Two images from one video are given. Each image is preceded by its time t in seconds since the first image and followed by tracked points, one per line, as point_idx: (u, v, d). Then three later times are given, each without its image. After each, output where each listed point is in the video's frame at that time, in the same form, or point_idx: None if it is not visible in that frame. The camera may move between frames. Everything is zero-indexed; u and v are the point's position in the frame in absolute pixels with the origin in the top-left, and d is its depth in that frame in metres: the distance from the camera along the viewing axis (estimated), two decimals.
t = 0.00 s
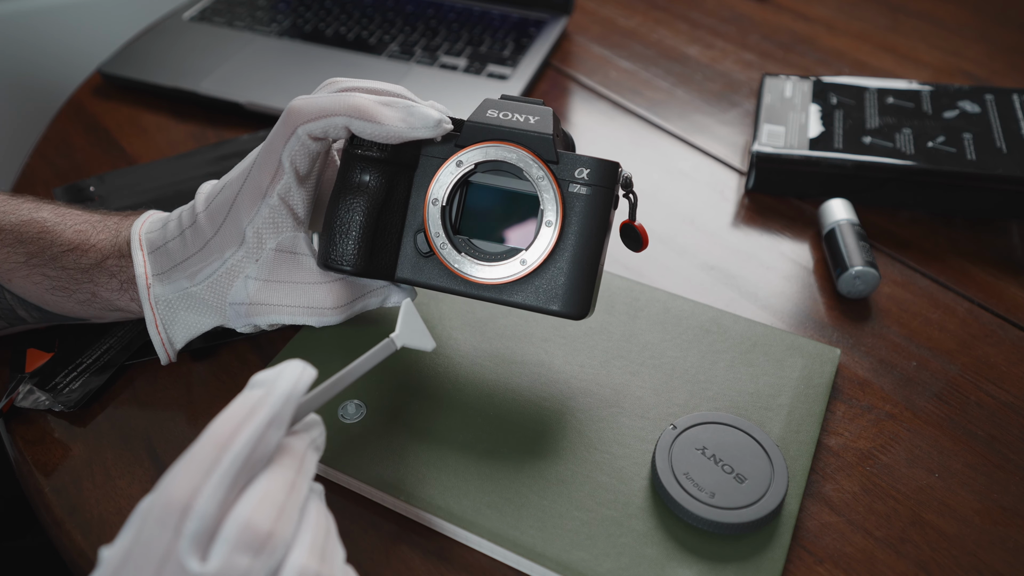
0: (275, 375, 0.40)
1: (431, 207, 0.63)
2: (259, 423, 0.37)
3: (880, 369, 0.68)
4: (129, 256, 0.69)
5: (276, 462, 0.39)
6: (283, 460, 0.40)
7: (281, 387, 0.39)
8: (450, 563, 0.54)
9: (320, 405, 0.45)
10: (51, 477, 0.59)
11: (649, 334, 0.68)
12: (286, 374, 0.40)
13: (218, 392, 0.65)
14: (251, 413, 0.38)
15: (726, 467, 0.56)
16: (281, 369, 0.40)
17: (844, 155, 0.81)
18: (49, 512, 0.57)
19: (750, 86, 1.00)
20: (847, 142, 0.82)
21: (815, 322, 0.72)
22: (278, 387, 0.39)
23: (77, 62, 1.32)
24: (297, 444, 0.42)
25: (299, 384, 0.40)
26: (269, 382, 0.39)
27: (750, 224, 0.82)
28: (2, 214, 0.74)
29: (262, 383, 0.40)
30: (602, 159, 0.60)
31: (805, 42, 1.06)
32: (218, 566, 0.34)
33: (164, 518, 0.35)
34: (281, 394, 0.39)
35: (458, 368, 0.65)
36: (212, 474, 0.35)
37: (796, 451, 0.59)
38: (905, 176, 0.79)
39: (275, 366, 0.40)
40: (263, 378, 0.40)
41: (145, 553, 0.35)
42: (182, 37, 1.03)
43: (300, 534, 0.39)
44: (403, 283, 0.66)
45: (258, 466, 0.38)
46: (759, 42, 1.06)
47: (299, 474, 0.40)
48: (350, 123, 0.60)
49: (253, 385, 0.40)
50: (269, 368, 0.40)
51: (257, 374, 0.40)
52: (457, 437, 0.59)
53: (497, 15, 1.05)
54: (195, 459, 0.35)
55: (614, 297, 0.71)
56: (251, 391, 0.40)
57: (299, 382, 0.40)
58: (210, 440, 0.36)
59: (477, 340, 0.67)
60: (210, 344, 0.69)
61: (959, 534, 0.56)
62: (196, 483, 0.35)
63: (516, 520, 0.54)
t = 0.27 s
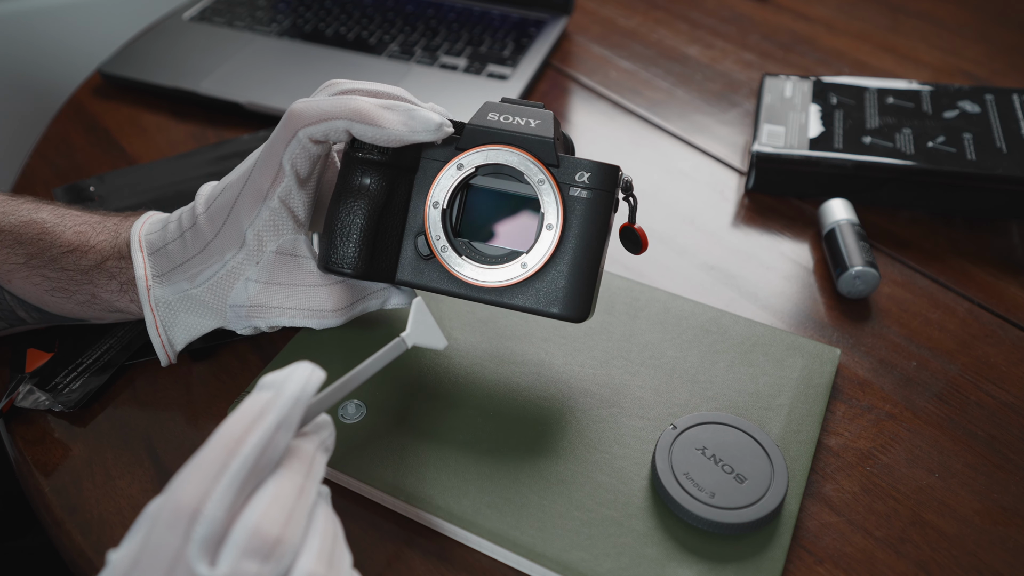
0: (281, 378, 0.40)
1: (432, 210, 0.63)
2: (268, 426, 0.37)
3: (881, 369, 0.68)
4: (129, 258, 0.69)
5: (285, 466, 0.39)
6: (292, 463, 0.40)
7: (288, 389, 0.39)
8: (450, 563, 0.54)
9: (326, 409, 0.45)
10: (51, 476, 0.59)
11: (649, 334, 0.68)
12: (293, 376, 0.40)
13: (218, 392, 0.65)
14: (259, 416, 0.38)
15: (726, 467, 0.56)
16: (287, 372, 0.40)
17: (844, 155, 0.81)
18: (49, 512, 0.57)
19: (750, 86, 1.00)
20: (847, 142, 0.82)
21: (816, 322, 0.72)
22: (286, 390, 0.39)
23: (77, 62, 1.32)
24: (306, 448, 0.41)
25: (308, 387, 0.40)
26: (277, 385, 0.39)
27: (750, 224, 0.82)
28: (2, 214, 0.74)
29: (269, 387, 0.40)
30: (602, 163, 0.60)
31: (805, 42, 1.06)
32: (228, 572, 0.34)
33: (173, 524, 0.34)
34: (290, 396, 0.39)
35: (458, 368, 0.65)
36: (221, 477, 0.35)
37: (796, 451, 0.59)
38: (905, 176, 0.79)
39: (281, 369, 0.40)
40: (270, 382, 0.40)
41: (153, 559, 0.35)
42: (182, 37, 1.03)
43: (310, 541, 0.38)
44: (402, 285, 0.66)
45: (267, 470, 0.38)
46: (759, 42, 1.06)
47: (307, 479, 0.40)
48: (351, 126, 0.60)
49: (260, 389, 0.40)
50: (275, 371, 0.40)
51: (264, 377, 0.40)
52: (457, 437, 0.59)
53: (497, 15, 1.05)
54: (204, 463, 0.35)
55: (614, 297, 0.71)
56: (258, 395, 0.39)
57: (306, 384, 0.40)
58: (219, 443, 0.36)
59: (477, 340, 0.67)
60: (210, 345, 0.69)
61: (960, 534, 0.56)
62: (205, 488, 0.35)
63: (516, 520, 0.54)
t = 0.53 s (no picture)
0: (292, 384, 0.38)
1: (422, 191, 0.63)
2: (279, 436, 0.36)
3: (881, 369, 0.68)
4: (128, 245, 0.70)
5: (294, 472, 0.39)
6: (302, 470, 0.39)
7: (299, 398, 0.38)
8: (450, 563, 0.54)
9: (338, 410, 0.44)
10: (51, 477, 0.59)
11: (649, 334, 0.68)
12: (305, 384, 0.38)
13: (218, 392, 0.65)
14: (268, 425, 0.37)
15: (726, 467, 0.56)
16: (299, 377, 0.39)
17: (844, 155, 0.81)
18: (49, 512, 0.57)
19: (750, 86, 1.00)
20: (847, 142, 0.82)
21: (816, 322, 0.72)
22: (297, 398, 0.38)
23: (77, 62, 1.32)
24: (314, 452, 0.41)
25: (319, 395, 0.38)
26: (288, 392, 0.38)
27: (750, 224, 0.82)
28: (3, 210, 0.74)
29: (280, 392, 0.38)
30: (596, 140, 0.59)
31: (805, 42, 1.06)
32: None
33: (182, 531, 0.34)
34: (300, 404, 0.38)
35: (458, 368, 0.65)
36: (232, 486, 0.35)
37: (796, 451, 0.59)
38: (905, 176, 0.79)
39: (293, 374, 0.39)
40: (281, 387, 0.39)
41: (162, 563, 0.35)
42: (182, 37, 1.03)
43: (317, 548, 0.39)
44: (393, 272, 0.65)
45: (275, 476, 0.38)
46: (759, 42, 1.06)
47: (316, 485, 0.40)
48: (340, 103, 0.61)
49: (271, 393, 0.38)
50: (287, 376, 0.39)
51: (274, 382, 0.38)
52: (457, 438, 0.59)
53: (498, 15, 1.05)
54: (214, 472, 0.35)
55: (614, 297, 0.71)
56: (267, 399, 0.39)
57: (318, 394, 0.38)
58: (230, 450, 0.36)
59: (477, 340, 0.67)
60: (210, 344, 0.69)
61: (960, 534, 0.56)
62: (216, 496, 0.35)
63: (516, 520, 0.54)
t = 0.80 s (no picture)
0: (297, 384, 0.39)
1: (413, 173, 0.63)
2: (285, 432, 0.37)
3: (880, 369, 0.68)
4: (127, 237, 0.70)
5: (299, 471, 0.39)
6: (307, 468, 0.40)
7: (303, 396, 0.39)
8: (450, 564, 0.54)
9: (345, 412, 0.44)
10: (51, 477, 0.59)
11: (649, 334, 0.68)
12: (309, 382, 0.39)
13: (219, 393, 0.65)
14: (275, 422, 0.37)
15: (726, 467, 0.56)
16: (303, 377, 0.40)
17: (844, 155, 0.81)
18: (49, 513, 0.57)
19: (750, 86, 1.00)
20: (847, 142, 0.82)
21: (816, 322, 0.72)
22: (303, 398, 0.38)
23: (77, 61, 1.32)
24: (319, 453, 0.41)
25: (324, 396, 0.39)
26: (294, 391, 0.39)
27: (750, 224, 0.82)
28: (4, 205, 0.74)
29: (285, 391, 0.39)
30: (587, 117, 0.58)
31: (805, 42, 1.06)
32: None
33: (186, 526, 0.34)
34: (306, 404, 0.38)
35: (458, 368, 0.65)
36: (238, 481, 0.34)
37: (796, 451, 0.59)
38: (905, 176, 0.79)
39: (299, 375, 0.40)
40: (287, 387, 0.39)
41: (165, 560, 0.34)
42: (182, 37, 1.03)
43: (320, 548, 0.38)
44: (384, 258, 0.64)
45: (281, 474, 0.37)
46: (759, 42, 1.06)
47: (321, 484, 0.40)
48: (329, 84, 0.62)
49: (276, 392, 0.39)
50: (292, 377, 0.40)
51: (281, 382, 0.40)
52: (457, 439, 0.59)
53: (497, 15, 1.05)
54: (220, 467, 0.34)
55: (614, 298, 0.71)
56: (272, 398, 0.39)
57: (323, 393, 0.39)
58: (236, 447, 0.36)
59: (477, 340, 0.67)
60: (209, 344, 0.69)
61: (959, 533, 0.56)
62: (222, 491, 0.34)
63: (516, 520, 0.54)
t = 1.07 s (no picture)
0: (311, 381, 0.39)
1: (413, 175, 0.63)
2: (295, 431, 0.36)
3: (881, 369, 0.68)
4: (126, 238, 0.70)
5: (306, 470, 0.39)
6: (315, 468, 0.39)
7: (317, 395, 0.38)
8: (450, 564, 0.54)
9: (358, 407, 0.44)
10: (51, 477, 0.59)
11: (649, 334, 0.68)
12: (324, 381, 0.39)
13: (219, 393, 0.65)
14: (286, 420, 0.37)
15: (726, 467, 0.56)
16: (317, 375, 0.39)
17: (844, 155, 0.81)
18: (49, 512, 0.57)
19: (750, 86, 1.00)
20: (847, 142, 0.82)
21: (816, 322, 0.72)
22: (314, 396, 0.38)
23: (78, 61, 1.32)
24: (329, 450, 0.41)
25: (336, 394, 0.39)
26: (306, 388, 0.39)
27: (750, 224, 0.82)
28: (4, 206, 0.74)
29: (299, 388, 0.39)
30: (589, 120, 0.58)
31: (805, 42, 1.06)
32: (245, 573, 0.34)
33: (194, 521, 0.34)
34: (318, 402, 0.38)
35: (458, 368, 0.65)
36: (246, 480, 0.34)
37: (796, 451, 0.59)
38: (905, 176, 0.79)
39: (312, 372, 0.40)
40: (301, 384, 0.39)
41: (170, 554, 0.34)
42: (182, 37, 1.03)
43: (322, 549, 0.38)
44: (385, 259, 0.65)
45: (289, 473, 0.37)
46: (759, 42, 1.06)
47: (328, 483, 0.40)
48: (330, 86, 0.61)
49: (290, 389, 0.39)
50: (307, 374, 0.40)
51: (293, 379, 0.39)
52: (457, 439, 0.59)
53: (497, 15, 1.05)
54: (229, 464, 0.35)
55: (614, 298, 0.71)
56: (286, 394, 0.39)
57: (335, 392, 0.39)
58: (245, 445, 0.35)
59: (477, 340, 0.67)
60: (210, 344, 0.69)
61: (959, 533, 0.56)
62: (230, 487, 0.34)
63: (516, 520, 0.54)
